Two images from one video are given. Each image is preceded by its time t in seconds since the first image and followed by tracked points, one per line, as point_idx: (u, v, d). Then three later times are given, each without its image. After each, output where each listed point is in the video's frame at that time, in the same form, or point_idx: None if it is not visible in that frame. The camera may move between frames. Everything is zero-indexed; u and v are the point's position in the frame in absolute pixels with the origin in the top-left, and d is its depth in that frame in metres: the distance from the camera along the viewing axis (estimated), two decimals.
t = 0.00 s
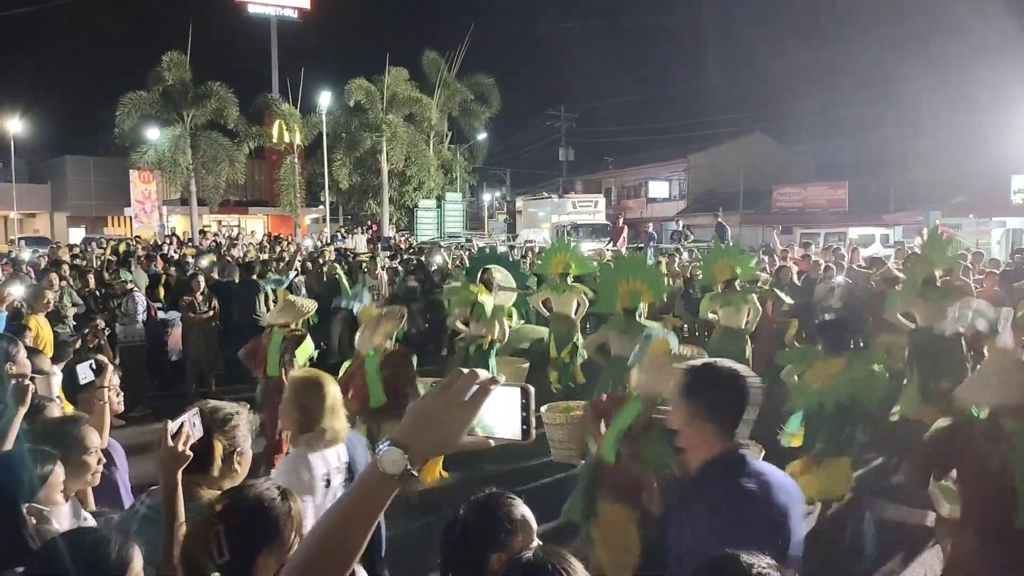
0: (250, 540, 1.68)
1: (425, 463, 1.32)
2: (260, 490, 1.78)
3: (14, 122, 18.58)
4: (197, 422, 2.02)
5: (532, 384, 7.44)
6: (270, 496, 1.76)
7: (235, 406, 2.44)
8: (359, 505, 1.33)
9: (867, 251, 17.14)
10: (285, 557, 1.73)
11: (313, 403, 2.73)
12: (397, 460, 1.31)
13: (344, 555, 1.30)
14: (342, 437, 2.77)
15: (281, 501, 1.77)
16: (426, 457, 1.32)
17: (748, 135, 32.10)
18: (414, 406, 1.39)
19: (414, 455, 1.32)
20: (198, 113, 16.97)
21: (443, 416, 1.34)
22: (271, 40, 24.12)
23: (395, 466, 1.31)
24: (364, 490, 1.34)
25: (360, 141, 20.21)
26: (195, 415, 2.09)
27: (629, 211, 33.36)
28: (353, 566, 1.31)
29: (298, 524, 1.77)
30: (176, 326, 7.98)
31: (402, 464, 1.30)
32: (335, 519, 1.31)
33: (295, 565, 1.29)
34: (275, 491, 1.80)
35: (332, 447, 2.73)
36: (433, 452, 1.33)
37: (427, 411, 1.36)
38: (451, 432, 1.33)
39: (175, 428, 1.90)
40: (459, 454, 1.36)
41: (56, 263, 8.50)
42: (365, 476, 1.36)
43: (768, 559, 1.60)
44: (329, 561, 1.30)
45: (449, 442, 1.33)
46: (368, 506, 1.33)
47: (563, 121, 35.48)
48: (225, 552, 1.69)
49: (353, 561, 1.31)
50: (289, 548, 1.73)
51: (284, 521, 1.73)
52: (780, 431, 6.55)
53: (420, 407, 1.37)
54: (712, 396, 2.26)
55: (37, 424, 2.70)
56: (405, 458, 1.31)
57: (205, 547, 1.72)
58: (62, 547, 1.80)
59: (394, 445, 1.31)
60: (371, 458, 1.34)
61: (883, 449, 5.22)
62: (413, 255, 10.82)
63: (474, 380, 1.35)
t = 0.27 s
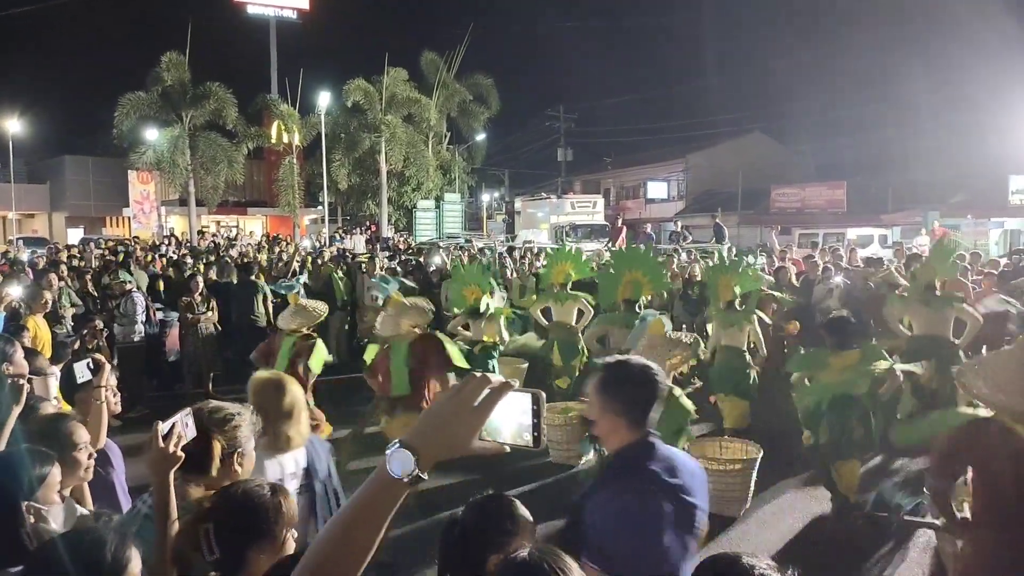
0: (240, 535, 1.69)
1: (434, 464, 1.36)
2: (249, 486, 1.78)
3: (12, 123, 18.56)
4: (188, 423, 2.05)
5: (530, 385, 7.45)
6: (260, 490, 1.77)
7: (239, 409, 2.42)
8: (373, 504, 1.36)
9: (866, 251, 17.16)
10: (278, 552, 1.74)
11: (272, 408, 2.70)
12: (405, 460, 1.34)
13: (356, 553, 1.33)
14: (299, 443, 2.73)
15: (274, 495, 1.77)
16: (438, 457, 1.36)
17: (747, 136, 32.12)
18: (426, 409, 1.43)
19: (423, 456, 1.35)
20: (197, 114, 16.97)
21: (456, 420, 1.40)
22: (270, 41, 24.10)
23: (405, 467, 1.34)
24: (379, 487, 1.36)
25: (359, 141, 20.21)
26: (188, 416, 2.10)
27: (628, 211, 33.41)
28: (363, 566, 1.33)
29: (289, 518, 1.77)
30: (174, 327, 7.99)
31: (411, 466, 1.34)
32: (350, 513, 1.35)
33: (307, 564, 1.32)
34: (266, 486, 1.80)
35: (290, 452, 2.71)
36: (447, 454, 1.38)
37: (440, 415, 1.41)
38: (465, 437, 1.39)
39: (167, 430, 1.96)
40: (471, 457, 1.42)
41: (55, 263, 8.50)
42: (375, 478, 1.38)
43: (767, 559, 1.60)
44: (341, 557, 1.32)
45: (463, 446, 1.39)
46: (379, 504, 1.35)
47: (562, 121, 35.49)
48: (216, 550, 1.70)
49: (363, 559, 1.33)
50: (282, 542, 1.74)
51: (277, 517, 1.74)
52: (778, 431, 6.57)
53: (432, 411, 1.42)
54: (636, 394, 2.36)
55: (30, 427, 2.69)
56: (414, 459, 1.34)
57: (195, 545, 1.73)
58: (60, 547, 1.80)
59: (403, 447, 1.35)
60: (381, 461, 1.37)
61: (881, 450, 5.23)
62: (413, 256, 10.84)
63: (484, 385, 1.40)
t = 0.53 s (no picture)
0: (235, 532, 1.69)
1: (438, 465, 1.37)
2: (244, 485, 1.76)
3: (8, 121, 18.49)
4: (187, 422, 2.04)
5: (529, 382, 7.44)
6: (255, 488, 1.75)
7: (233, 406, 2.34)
8: (376, 504, 1.37)
9: (864, 249, 17.18)
10: (274, 550, 1.72)
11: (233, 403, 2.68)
12: (409, 459, 1.36)
13: (358, 553, 1.34)
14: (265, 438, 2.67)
15: (271, 495, 1.76)
16: (441, 459, 1.37)
17: (745, 134, 32.12)
18: (431, 410, 1.42)
19: (428, 458, 1.37)
20: (194, 112, 16.93)
21: (461, 423, 1.39)
22: (267, 39, 24.03)
23: (407, 468, 1.36)
24: (383, 487, 1.38)
25: (357, 139, 20.16)
26: (185, 414, 2.09)
27: (626, 209, 33.41)
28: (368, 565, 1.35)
29: (284, 516, 1.75)
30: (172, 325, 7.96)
31: (414, 467, 1.35)
32: (355, 511, 1.37)
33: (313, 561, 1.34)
34: (260, 485, 1.78)
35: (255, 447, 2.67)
36: (450, 456, 1.38)
37: (445, 418, 1.40)
38: (469, 442, 1.38)
39: (165, 429, 1.94)
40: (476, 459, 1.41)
41: (52, 261, 8.47)
42: (378, 478, 1.39)
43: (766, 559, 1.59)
44: (345, 555, 1.34)
45: (467, 449, 1.38)
46: (383, 504, 1.37)
47: (560, 119, 35.46)
48: (210, 548, 1.70)
49: (368, 558, 1.35)
50: (275, 540, 1.71)
51: (274, 516, 1.73)
52: (777, 428, 6.56)
53: (436, 412, 1.41)
54: (564, 377, 2.46)
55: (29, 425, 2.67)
56: (418, 460, 1.36)
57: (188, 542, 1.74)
58: (60, 548, 1.78)
59: (408, 448, 1.37)
60: (386, 461, 1.37)
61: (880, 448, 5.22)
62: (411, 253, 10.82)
63: (491, 386, 1.40)
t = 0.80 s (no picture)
0: (231, 532, 1.69)
1: (439, 467, 1.39)
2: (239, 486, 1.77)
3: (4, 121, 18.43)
4: (185, 422, 2.06)
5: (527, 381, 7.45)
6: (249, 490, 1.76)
7: (218, 404, 2.34)
8: (378, 505, 1.39)
9: (860, 249, 17.24)
10: (269, 550, 1.74)
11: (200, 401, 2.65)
12: (410, 462, 1.38)
13: (360, 553, 1.36)
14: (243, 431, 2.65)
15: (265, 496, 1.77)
16: (442, 460, 1.39)
17: (741, 135, 32.20)
18: (434, 411, 1.44)
19: (430, 459, 1.39)
20: (191, 112, 16.95)
21: (464, 423, 1.41)
22: (264, 39, 24.03)
23: (408, 470, 1.38)
24: (384, 489, 1.39)
25: (354, 139, 20.16)
26: (183, 413, 2.10)
27: (623, 210, 33.42)
28: (370, 566, 1.37)
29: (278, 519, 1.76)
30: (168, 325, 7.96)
31: (416, 469, 1.37)
32: (357, 513, 1.38)
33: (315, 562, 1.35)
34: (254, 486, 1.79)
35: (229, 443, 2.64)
36: (452, 457, 1.40)
37: (448, 418, 1.42)
38: (473, 442, 1.40)
39: (164, 429, 1.95)
40: (479, 460, 1.43)
41: (48, 261, 8.46)
42: (380, 479, 1.41)
43: (763, 561, 1.60)
44: (347, 556, 1.36)
45: (471, 449, 1.40)
46: (385, 506, 1.39)
47: (557, 119, 35.50)
48: (204, 551, 1.69)
49: (371, 561, 1.37)
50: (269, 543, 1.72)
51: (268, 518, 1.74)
52: (775, 428, 6.57)
53: (441, 414, 1.43)
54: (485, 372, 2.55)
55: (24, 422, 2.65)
56: (419, 461, 1.38)
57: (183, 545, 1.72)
58: (56, 548, 1.78)
59: (411, 448, 1.39)
60: (389, 463, 1.39)
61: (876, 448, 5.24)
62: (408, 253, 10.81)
63: (494, 390, 1.41)
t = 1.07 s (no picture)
0: (227, 531, 1.69)
1: (442, 469, 1.39)
2: (237, 486, 1.78)
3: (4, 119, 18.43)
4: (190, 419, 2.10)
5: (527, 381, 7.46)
6: (248, 492, 1.76)
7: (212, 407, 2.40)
8: (382, 505, 1.41)
9: (860, 249, 17.24)
10: (269, 554, 1.74)
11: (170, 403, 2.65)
12: (413, 464, 1.39)
13: (365, 553, 1.37)
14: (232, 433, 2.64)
15: (263, 497, 1.77)
16: (444, 463, 1.39)
17: (742, 134, 32.20)
18: (437, 415, 1.45)
19: (432, 461, 1.40)
20: (191, 111, 16.95)
21: (466, 426, 1.41)
22: (264, 38, 24.02)
23: (412, 471, 1.39)
24: (388, 489, 1.41)
25: (354, 138, 20.17)
26: (185, 413, 2.11)
27: (623, 209, 33.42)
28: (372, 566, 1.39)
29: (277, 519, 1.76)
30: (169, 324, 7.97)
31: (418, 471, 1.38)
32: (360, 514, 1.40)
33: (318, 561, 1.37)
34: (254, 487, 1.80)
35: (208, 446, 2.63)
36: (455, 459, 1.40)
37: (450, 422, 1.42)
38: (475, 444, 1.40)
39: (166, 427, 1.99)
40: (484, 464, 1.42)
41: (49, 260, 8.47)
42: (383, 480, 1.43)
43: (768, 564, 1.59)
44: (352, 555, 1.37)
45: (475, 452, 1.39)
46: (389, 506, 1.41)
47: (557, 119, 35.49)
48: (202, 552, 1.69)
49: (374, 561, 1.38)
50: (268, 544, 1.73)
51: (267, 518, 1.74)
52: (775, 428, 6.57)
53: (445, 417, 1.43)
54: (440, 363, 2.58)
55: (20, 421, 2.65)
56: (421, 463, 1.39)
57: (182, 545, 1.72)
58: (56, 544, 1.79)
59: (413, 451, 1.40)
60: (392, 464, 1.41)
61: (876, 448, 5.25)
62: (408, 253, 10.81)
63: (497, 393, 1.41)
